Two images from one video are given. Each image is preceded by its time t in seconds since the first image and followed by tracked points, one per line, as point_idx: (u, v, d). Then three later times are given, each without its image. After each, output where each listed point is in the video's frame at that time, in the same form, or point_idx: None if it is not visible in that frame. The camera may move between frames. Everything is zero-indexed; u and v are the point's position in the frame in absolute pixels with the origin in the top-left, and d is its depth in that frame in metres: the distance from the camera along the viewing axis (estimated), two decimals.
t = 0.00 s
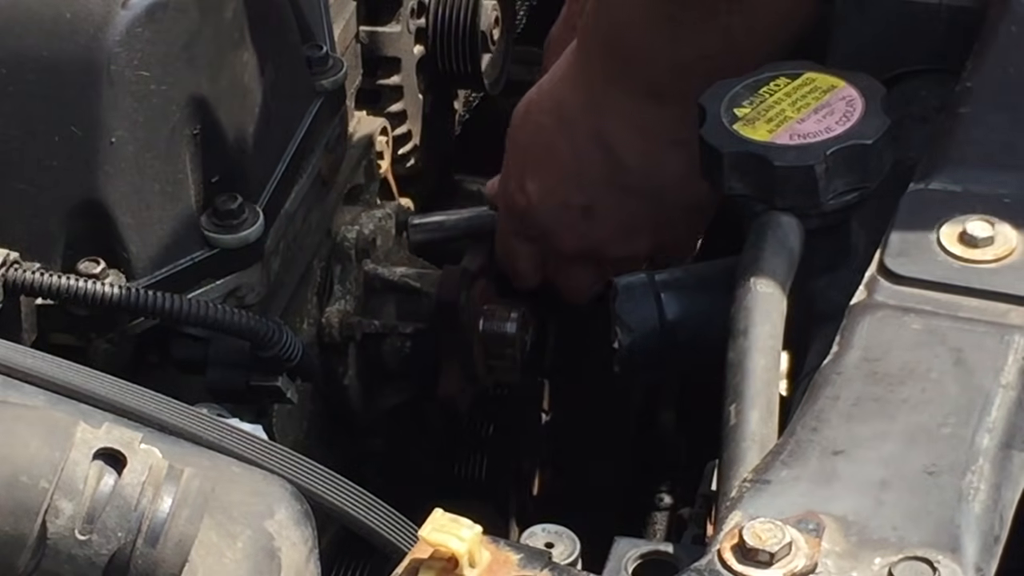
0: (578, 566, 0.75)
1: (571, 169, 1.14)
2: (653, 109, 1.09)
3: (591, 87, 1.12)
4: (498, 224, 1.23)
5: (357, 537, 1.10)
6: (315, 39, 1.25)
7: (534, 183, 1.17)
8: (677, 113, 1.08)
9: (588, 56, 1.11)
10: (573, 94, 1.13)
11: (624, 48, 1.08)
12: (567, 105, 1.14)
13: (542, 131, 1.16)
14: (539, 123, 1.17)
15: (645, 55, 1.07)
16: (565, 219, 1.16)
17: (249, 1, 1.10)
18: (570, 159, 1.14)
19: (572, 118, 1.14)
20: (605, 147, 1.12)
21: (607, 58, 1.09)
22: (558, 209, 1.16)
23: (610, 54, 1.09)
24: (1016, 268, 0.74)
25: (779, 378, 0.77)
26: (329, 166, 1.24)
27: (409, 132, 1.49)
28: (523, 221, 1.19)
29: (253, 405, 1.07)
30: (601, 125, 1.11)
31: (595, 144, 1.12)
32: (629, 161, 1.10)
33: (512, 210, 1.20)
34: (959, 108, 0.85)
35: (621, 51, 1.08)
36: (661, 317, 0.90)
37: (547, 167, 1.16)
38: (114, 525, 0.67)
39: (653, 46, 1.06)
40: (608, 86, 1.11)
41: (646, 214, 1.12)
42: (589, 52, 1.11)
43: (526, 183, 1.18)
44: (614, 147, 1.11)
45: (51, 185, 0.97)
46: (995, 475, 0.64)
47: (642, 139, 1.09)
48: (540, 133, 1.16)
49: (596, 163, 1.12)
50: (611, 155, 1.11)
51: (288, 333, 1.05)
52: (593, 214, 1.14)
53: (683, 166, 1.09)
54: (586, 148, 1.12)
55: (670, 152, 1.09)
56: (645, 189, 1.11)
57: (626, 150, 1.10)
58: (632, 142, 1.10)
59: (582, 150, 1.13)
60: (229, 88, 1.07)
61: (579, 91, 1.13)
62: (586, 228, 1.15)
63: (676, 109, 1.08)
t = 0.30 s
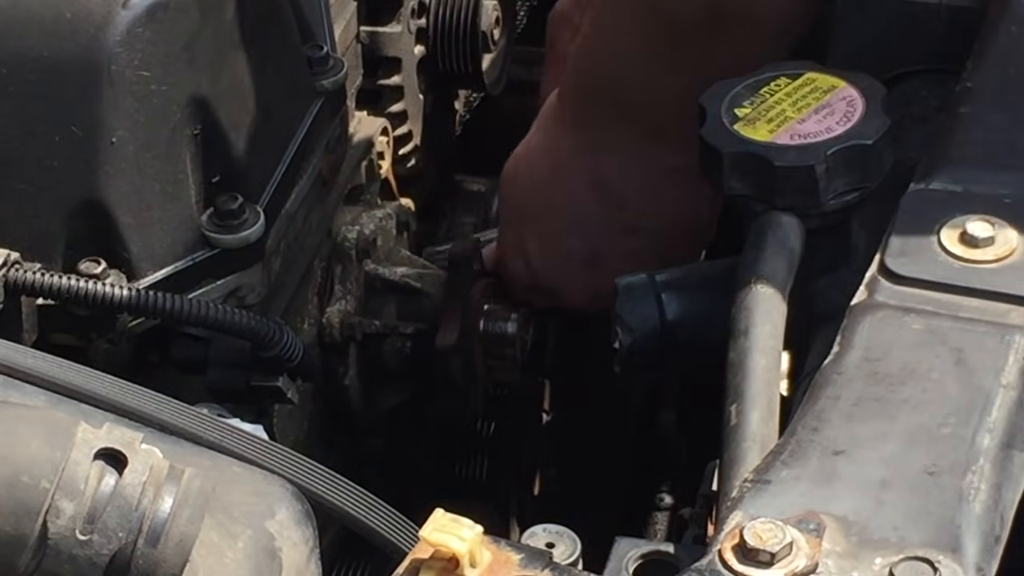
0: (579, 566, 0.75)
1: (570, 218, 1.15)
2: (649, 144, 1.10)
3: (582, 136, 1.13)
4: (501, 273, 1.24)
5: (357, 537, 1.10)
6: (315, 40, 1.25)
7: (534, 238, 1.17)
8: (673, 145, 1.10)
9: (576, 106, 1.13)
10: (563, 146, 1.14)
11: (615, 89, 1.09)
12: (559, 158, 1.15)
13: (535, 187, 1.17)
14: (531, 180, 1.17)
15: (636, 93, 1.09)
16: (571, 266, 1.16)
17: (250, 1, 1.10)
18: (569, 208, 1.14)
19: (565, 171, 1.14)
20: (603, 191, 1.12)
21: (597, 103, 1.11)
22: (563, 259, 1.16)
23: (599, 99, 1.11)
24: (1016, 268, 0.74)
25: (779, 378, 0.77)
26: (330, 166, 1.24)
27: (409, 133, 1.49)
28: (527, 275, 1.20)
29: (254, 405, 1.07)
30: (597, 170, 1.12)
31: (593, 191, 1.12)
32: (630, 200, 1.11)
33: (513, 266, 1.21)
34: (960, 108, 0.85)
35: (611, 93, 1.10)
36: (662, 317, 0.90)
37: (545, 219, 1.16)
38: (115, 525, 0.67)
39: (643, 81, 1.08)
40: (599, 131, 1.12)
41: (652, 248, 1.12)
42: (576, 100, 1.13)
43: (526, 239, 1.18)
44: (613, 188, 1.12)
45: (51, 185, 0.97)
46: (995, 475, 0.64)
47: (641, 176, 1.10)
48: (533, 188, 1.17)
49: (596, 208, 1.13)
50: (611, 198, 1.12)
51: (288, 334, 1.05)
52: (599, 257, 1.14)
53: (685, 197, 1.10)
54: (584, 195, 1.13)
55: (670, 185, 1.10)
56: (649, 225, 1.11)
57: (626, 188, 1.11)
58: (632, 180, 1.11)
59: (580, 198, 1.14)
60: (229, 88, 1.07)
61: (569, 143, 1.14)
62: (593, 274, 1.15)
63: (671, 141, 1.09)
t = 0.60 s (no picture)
0: (578, 566, 0.75)
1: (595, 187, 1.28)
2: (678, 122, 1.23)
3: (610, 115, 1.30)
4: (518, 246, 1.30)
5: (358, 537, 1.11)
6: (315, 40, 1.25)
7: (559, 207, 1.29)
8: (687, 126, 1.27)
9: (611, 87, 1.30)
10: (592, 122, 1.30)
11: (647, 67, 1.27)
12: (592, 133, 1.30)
13: (568, 154, 1.31)
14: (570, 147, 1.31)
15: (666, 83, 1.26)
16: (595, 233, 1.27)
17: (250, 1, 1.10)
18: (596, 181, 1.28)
19: (595, 145, 1.29)
20: (631, 163, 1.27)
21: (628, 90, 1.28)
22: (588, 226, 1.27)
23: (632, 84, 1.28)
24: (1015, 269, 0.74)
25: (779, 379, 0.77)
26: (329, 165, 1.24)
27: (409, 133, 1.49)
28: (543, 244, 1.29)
29: (253, 405, 1.07)
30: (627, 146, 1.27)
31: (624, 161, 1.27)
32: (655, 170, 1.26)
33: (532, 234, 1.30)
34: (959, 108, 0.85)
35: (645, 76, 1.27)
36: (662, 317, 0.90)
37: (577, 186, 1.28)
38: (114, 525, 0.67)
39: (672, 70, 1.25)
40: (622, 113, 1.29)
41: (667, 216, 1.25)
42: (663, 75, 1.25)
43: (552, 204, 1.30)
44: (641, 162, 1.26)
45: (51, 186, 0.97)
46: (994, 475, 0.64)
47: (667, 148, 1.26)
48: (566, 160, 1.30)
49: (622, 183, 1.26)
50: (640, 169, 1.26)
51: (288, 334, 1.05)
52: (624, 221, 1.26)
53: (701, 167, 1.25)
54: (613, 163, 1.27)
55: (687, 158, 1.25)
56: (671, 192, 1.25)
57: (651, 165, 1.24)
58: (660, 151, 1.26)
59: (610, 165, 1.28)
60: (229, 88, 1.07)
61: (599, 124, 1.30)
62: (616, 241, 1.26)
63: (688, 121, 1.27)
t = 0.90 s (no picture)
0: (578, 566, 0.75)
1: (579, 180, 1.26)
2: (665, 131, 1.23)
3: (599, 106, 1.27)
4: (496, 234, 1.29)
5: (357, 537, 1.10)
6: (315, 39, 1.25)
7: (538, 198, 1.27)
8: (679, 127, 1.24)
9: (603, 79, 1.27)
10: (582, 112, 1.28)
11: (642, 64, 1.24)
12: (579, 126, 1.27)
13: (556, 145, 1.28)
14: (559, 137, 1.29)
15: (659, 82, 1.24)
16: (571, 224, 1.25)
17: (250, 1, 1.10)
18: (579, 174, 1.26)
19: (582, 138, 1.27)
20: (619, 160, 1.25)
21: (621, 83, 1.26)
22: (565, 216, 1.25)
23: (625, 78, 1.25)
24: (1015, 269, 0.74)
25: (779, 379, 0.77)
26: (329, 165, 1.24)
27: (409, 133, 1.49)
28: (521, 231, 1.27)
29: (253, 405, 1.07)
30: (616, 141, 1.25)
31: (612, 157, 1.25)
32: (643, 169, 1.24)
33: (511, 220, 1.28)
34: (959, 108, 0.85)
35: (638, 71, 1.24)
36: (662, 317, 0.90)
37: (559, 177, 1.26)
38: (114, 525, 0.67)
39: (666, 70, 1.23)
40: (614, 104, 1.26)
41: (649, 217, 1.24)
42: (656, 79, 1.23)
43: (531, 193, 1.28)
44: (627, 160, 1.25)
45: (51, 186, 0.97)
46: (995, 475, 0.64)
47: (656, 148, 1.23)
48: (550, 150, 1.28)
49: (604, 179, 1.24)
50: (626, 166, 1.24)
51: (288, 334, 1.05)
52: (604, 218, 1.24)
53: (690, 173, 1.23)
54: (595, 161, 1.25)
55: (678, 161, 1.24)
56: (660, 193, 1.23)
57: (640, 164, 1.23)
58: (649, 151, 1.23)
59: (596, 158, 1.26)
60: (230, 88, 1.07)
61: (587, 117, 1.27)
62: (593, 236, 1.25)
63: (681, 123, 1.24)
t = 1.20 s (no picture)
0: (578, 567, 0.75)
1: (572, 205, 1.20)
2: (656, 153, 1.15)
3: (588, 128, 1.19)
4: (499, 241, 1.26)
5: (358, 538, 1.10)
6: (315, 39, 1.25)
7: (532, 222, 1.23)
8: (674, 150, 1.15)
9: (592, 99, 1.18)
10: (572, 132, 1.20)
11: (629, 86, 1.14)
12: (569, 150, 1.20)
13: (547, 168, 1.22)
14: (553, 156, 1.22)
15: (649, 109, 1.14)
16: (565, 252, 1.21)
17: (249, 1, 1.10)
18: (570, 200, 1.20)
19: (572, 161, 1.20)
20: (611, 185, 1.17)
21: (610, 106, 1.16)
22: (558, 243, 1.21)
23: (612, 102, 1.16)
24: (1014, 269, 0.74)
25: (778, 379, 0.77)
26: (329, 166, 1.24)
27: (408, 133, 1.49)
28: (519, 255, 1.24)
29: (253, 405, 1.07)
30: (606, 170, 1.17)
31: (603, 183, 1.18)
32: (632, 200, 1.16)
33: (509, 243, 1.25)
34: (959, 108, 0.85)
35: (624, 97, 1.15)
36: (661, 318, 0.90)
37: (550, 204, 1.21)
38: (114, 525, 0.67)
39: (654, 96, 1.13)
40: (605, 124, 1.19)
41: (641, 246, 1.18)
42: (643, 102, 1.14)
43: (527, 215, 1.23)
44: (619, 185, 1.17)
45: (52, 186, 0.97)
46: (994, 475, 0.64)
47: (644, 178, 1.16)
48: (543, 172, 1.22)
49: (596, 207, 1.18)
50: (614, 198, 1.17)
51: (288, 335, 1.05)
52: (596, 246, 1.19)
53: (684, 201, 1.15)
54: (587, 187, 1.19)
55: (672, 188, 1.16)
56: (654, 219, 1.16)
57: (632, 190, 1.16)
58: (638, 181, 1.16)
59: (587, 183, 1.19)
60: (229, 88, 1.07)
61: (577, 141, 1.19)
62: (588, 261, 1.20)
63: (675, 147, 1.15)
